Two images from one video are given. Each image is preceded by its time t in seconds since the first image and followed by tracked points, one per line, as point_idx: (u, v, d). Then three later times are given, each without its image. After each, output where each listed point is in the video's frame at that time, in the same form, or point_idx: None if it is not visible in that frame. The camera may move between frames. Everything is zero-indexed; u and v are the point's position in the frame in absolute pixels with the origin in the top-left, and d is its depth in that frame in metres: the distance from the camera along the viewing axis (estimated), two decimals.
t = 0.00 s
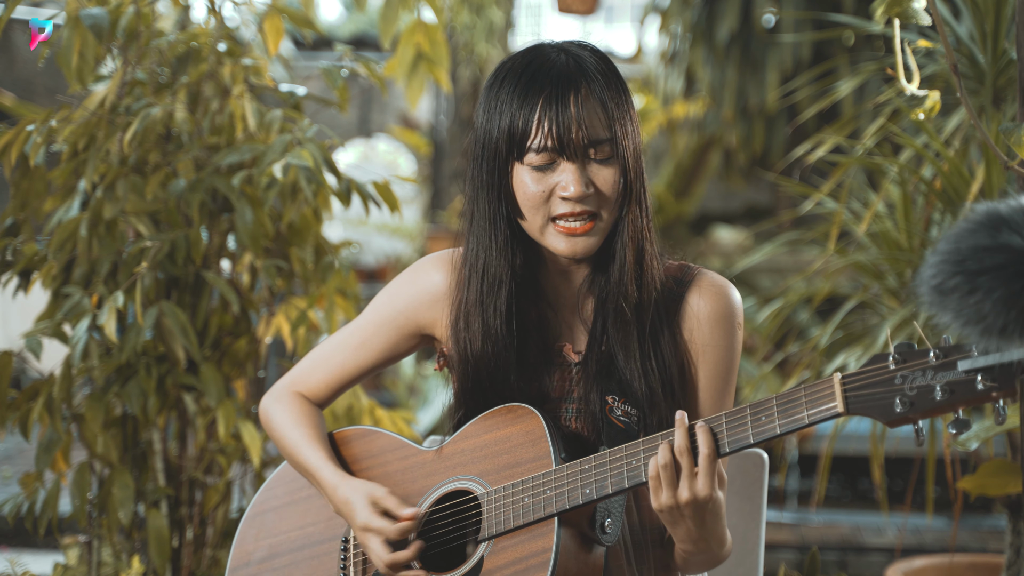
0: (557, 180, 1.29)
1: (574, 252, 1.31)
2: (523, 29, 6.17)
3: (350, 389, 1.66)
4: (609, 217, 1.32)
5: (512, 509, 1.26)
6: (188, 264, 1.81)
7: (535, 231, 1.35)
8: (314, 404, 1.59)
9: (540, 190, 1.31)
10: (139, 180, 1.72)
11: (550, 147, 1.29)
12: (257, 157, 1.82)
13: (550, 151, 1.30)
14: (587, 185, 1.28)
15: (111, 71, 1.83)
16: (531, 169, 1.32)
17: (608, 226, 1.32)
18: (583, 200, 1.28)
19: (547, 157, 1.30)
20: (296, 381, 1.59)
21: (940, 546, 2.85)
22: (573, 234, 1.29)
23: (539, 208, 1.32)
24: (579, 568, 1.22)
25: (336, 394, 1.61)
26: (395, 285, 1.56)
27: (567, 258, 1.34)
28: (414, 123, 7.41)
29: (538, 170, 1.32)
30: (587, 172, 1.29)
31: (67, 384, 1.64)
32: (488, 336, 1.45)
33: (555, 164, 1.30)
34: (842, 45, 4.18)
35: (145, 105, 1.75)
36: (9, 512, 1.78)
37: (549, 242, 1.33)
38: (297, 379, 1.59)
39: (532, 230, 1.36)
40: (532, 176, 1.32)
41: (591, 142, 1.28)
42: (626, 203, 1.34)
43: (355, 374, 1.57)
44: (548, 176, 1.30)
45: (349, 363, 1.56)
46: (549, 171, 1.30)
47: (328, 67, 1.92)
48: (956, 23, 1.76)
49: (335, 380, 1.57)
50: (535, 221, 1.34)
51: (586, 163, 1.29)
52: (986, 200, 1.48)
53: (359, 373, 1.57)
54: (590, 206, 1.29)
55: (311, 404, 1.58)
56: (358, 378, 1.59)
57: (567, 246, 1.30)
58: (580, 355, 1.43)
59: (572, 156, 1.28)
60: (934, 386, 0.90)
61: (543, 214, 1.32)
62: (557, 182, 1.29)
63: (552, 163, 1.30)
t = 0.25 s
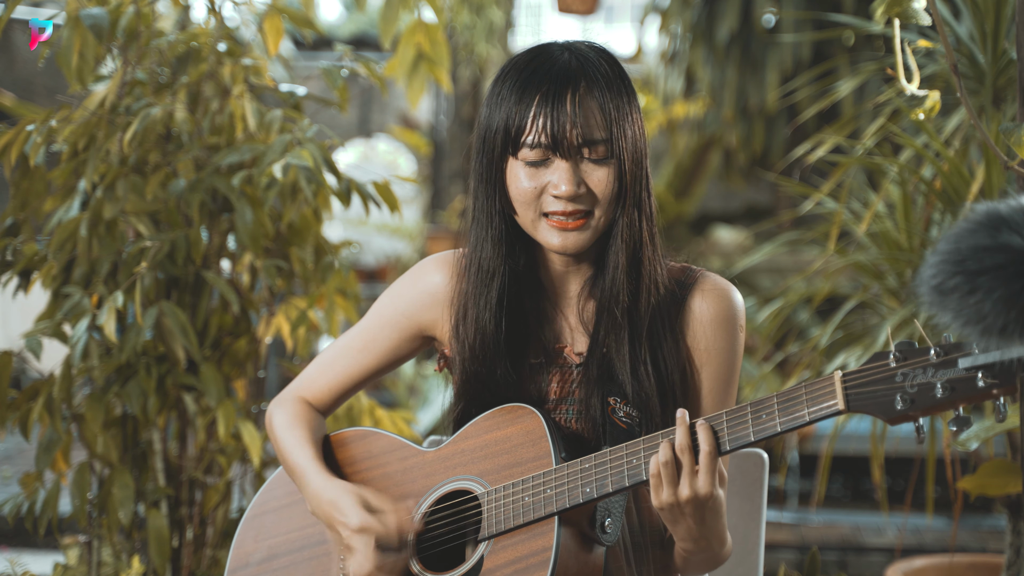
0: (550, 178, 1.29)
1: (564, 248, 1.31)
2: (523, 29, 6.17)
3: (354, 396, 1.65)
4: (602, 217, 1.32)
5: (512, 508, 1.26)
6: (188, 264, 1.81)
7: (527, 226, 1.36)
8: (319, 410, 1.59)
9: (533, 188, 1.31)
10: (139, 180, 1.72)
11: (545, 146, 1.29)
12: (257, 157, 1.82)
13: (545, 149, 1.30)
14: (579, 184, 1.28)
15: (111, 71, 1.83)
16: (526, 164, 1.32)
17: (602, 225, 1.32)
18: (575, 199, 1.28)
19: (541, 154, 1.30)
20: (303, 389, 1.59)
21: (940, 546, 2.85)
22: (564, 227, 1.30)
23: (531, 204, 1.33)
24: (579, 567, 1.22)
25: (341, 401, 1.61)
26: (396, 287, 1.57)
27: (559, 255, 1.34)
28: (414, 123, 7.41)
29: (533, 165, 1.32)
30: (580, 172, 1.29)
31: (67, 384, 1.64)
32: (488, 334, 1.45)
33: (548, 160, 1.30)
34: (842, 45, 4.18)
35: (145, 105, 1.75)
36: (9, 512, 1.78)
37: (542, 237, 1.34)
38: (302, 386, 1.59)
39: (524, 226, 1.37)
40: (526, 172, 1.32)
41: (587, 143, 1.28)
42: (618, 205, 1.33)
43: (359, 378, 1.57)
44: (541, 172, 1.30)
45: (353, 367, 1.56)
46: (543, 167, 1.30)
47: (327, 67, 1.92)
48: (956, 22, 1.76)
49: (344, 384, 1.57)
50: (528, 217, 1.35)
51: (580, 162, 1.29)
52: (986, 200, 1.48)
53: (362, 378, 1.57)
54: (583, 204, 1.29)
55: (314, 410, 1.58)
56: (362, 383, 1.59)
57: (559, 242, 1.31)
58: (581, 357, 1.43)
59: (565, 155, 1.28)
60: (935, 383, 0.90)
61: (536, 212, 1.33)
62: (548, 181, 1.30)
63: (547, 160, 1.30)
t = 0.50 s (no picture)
0: (564, 171, 1.29)
1: (577, 249, 1.30)
2: (523, 29, 6.17)
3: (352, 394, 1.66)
4: (614, 212, 1.31)
5: (512, 509, 1.26)
6: (188, 264, 1.81)
7: (540, 228, 1.35)
8: (318, 406, 1.59)
9: (546, 184, 1.30)
10: (139, 180, 1.72)
11: (558, 142, 1.29)
12: (257, 157, 1.82)
13: (558, 146, 1.29)
14: (593, 177, 1.27)
15: (111, 71, 1.83)
16: (539, 161, 1.32)
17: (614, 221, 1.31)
18: (589, 191, 1.27)
19: (553, 150, 1.30)
20: (300, 385, 1.59)
21: (940, 546, 2.85)
22: (576, 233, 1.30)
23: (546, 202, 1.32)
24: (579, 567, 1.22)
25: (340, 398, 1.61)
26: (395, 286, 1.57)
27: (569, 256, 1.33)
28: (414, 123, 7.41)
29: (545, 162, 1.31)
30: (593, 164, 1.28)
31: (67, 384, 1.64)
32: (490, 333, 1.45)
33: (563, 156, 1.30)
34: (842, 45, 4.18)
35: (145, 105, 1.75)
36: (9, 512, 1.78)
37: (553, 238, 1.33)
38: (300, 382, 1.59)
39: (537, 226, 1.36)
40: (537, 167, 1.32)
41: (599, 138, 1.28)
42: (632, 200, 1.34)
43: (357, 377, 1.57)
44: (556, 168, 1.30)
45: (351, 365, 1.56)
46: (557, 163, 1.30)
47: (327, 67, 1.92)
48: (956, 22, 1.76)
49: (339, 384, 1.57)
50: (539, 214, 1.34)
51: (592, 157, 1.29)
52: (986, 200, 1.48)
53: (360, 376, 1.57)
54: (596, 197, 1.28)
55: (313, 406, 1.58)
56: (360, 380, 1.59)
57: (571, 243, 1.30)
58: (581, 356, 1.43)
59: (579, 151, 1.28)
60: (937, 383, 0.90)
61: (550, 211, 1.32)
62: (563, 174, 1.29)
63: (560, 155, 1.30)
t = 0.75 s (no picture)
0: (546, 167, 1.30)
1: (564, 245, 1.31)
2: (523, 29, 6.17)
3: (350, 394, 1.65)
4: (601, 211, 1.31)
5: (512, 508, 1.26)
6: (188, 264, 1.81)
7: (528, 224, 1.36)
8: (318, 407, 1.59)
9: (533, 180, 1.32)
10: (139, 180, 1.72)
11: (544, 140, 1.30)
12: (257, 157, 1.82)
13: (544, 143, 1.30)
14: (578, 175, 1.28)
15: (111, 71, 1.83)
16: (526, 159, 1.33)
17: (601, 219, 1.31)
18: (574, 189, 1.28)
19: (540, 148, 1.31)
20: (298, 386, 1.58)
21: (940, 546, 2.85)
22: (563, 227, 1.30)
23: (533, 197, 1.33)
24: (579, 567, 1.22)
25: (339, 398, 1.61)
26: (395, 289, 1.56)
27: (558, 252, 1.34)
28: (414, 124, 7.40)
29: (531, 159, 1.32)
30: (577, 162, 1.29)
31: (67, 384, 1.64)
32: (489, 333, 1.45)
33: (547, 154, 1.31)
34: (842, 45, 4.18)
35: (145, 104, 1.75)
36: (9, 512, 1.78)
37: (541, 234, 1.33)
38: (299, 382, 1.58)
39: (524, 221, 1.37)
40: (525, 164, 1.33)
41: (586, 138, 1.28)
42: (620, 198, 1.33)
43: (355, 378, 1.57)
44: (541, 165, 1.31)
45: (350, 366, 1.56)
46: (541, 160, 1.31)
47: (327, 67, 1.92)
48: (956, 22, 1.76)
49: (338, 385, 1.57)
50: (528, 210, 1.34)
51: (577, 156, 1.29)
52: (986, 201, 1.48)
53: (359, 377, 1.57)
54: (581, 194, 1.29)
55: (313, 407, 1.58)
56: (359, 381, 1.59)
57: (557, 238, 1.31)
58: (582, 357, 1.43)
59: (564, 148, 1.29)
60: (936, 385, 0.90)
61: (538, 208, 1.33)
62: (547, 172, 1.30)
63: (544, 153, 1.31)
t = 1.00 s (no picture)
0: (568, 181, 1.28)
1: (579, 256, 1.30)
2: (523, 29, 6.18)
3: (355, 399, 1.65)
4: (615, 219, 1.31)
5: (512, 507, 1.26)
6: (188, 265, 1.81)
7: (543, 233, 1.34)
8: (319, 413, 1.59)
9: (551, 189, 1.30)
10: (139, 180, 1.73)
11: (564, 146, 1.29)
12: (257, 157, 1.82)
13: (564, 150, 1.29)
14: (598, 186, 1.27)
15: (111, 71, 1.83)
16: (541, 167, 1.31)
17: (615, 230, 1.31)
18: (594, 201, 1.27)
19: (559, 155, 1.29)
20: (302, 392, 1.59)
21: (940, 546, 2.85)
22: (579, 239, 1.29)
23: (549, 209, 1.31)
24: (578, 566, 1.22)
25: (342, 403, 1.61)
26: (391, 291, 1.56)
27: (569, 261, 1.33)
28: (414, 123, 7.40)
29: (548, 168, 1.31)
30: (599, 174, 1.28)
31: (67, 384, 1.64)
32: (487, 335, 1.46)
33: (567, 163, 1.29)
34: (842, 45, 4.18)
35: (145, 105, 1.75)
36: (9, 512, 1.78)
37: (558, 246, 1.32)
38: (303, 389, 1.59)
39: (540, 232, 1.35)
40: (540, 173, 1.31)
41: (604, 144, 1.28)
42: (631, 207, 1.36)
43: (357, 383, 1.57)
44: (559, 176, 1.30)
45: (349, 370, 1.56)
46: (560, 171, 1.30)
47: (327, 67, 1.92)
48: (956, 22, 1.76)
49: (340, 390, 1.57)
50: (546, 223, 1.32)
51: (598, 165, 1.29)
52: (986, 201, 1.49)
53: (359, 382, 1.57)
54: (598, 209, 1.28)
55: (314, 411, 1.58)
56: (362, 388, 1.59)
57: (574, 250, 1.30)
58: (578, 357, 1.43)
59: (586, 157, 1.28)
60: (934, 378, 0.90)
61: (552, 216, 1.31)
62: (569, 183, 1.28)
63: (563, 161, 1.29)
